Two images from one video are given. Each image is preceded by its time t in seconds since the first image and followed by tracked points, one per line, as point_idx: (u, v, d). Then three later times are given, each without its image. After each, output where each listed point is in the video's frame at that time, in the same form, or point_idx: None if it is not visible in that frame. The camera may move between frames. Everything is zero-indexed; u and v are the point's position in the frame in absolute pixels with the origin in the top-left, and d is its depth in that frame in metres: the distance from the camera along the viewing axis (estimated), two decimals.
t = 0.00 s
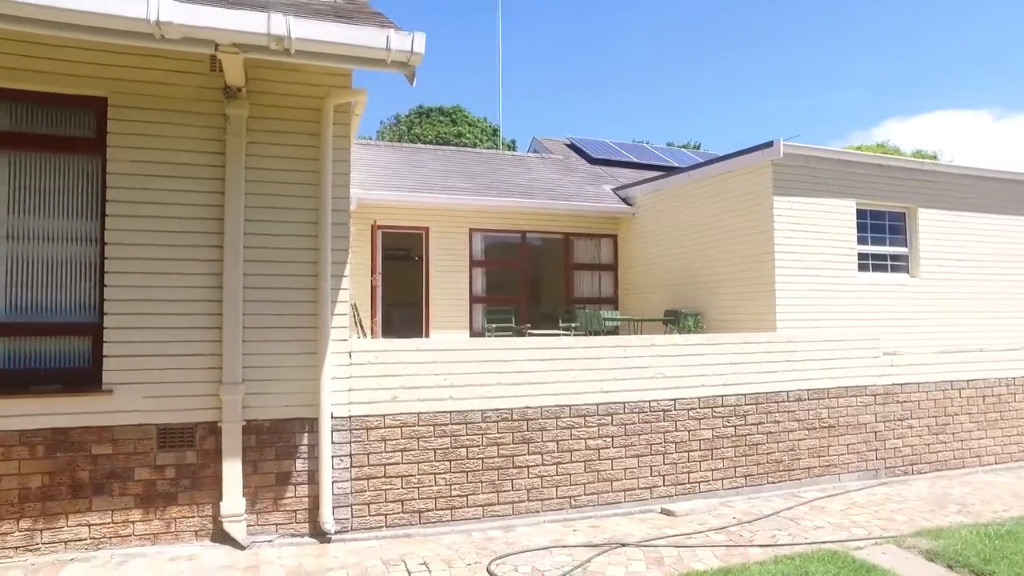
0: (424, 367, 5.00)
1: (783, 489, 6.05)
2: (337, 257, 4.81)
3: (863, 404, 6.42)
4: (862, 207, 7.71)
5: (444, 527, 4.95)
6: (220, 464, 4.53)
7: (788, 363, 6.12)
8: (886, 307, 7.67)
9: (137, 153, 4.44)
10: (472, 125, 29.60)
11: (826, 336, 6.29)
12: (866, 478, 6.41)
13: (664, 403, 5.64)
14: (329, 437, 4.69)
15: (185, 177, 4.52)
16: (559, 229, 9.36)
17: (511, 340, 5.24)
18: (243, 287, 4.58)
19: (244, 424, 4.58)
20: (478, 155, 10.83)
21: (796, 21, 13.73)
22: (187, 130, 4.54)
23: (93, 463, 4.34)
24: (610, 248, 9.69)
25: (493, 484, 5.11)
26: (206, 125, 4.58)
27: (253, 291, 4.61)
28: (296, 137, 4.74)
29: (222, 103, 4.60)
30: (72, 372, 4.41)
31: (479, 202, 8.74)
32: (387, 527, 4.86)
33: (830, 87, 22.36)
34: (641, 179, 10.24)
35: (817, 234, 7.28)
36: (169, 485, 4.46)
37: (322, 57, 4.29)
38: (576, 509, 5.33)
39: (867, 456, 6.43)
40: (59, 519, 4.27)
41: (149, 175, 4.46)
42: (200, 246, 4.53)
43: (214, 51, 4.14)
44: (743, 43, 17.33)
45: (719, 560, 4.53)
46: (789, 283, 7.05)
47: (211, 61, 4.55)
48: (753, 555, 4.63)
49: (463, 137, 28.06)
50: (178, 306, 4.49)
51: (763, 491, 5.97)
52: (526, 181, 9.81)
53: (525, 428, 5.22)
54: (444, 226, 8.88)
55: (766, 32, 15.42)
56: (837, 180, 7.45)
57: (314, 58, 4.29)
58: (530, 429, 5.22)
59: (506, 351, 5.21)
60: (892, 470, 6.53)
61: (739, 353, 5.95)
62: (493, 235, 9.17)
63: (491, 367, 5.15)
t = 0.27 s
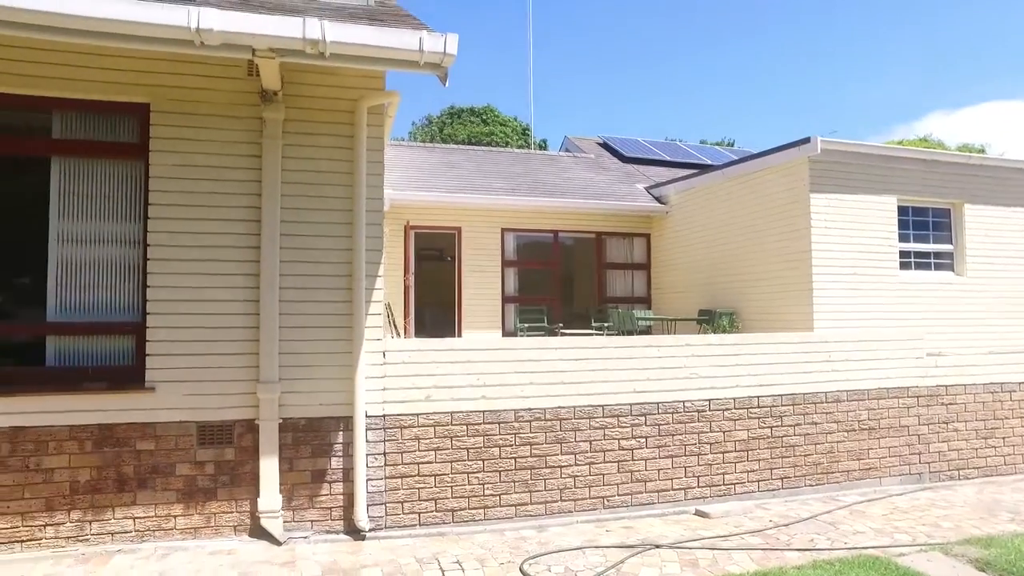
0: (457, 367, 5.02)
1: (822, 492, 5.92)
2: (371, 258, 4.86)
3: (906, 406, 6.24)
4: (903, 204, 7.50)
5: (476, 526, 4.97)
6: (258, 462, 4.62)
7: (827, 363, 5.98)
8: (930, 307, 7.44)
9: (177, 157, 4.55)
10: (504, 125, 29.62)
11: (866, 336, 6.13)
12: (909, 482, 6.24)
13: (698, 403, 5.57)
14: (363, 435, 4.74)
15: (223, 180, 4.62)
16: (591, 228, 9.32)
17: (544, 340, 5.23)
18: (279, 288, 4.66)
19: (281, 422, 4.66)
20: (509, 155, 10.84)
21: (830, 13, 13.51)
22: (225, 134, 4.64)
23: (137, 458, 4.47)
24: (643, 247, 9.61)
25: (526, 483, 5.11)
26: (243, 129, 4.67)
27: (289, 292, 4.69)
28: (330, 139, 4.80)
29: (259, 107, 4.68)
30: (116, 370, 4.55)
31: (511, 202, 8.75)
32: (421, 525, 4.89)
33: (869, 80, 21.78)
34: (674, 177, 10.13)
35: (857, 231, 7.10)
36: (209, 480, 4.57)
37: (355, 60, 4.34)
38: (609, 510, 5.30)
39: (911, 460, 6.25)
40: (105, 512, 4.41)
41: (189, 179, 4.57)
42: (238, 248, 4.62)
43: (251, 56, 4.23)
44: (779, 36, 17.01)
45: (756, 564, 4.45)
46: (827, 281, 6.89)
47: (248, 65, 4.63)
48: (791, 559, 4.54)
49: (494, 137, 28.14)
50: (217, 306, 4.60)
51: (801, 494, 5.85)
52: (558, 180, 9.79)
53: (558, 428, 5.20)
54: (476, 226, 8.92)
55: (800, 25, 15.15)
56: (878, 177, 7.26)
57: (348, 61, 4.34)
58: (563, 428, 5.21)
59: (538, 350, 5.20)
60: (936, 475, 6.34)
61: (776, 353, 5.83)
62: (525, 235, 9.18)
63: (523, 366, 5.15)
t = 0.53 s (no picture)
0: (490, 367, 5.02)
1: (862, 497, 5.78)
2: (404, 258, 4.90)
3: (951, 409, 6.06)
4: (947, 200, 7.27)
5: (509, 526, 4.97)
6: (293, 460, 4.69)
7: (867, 365, 5.84)
8: (975, 307, 7.21)
9: (215, 160, 4.65)
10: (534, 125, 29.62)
11: (908, 336, 5.97)
12: (954, 488, 6.05)
13: (734, 404, 5.48)
14: (397, 435, 4.78)
15: (259, 182, 4.70)
16: (622, 228, 9.25)
17: (577, 339, 5.20)
18: (314, 288, 4.72)
19: (315, 421, 4.73)
20: (541, 154, 10.83)
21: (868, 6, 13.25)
22: (261, 137, 4.71)
23: (178, 455, 4.58)
24: (676, 247, 9.49)
25: (559, 483, 5.10)
26: (278, 131, 4.74)
27: (324, 292, 4.75)
28: (364, 141, 4.84)
29: (294, 110, 4.74)
30: (157, 369, 4.65)
31: (543, 203, 8.75)
32: (453, 525, 4.92)
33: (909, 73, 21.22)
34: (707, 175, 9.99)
35: (897, 229, 6.91)
36: (247, 477, 4.65)
37: (388, 62, 4.38)
38: (642, 512, 5.25)
39: (956, 465, 6.06)
40: (148, 507, 4.54)
41: (227, 181, 4.66)
42: (274, 249, 4.70)
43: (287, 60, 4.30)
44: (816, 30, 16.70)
45: (793, 569, 4.37)
46: (866, 281, 6.73)
47: (283, 69, 4.69)
48: (830, 564, 4.45)
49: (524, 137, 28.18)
50: (254, 306, 4.68)
51: (840, 498, 5.72)
52: (589, 180, 9.74)
53: (591, 428, 5.18)
54: (507, 226, 8.93)
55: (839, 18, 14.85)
56: (920, 174, 7.06)
57: (381, 63, 4.39)
58: (596, 429, 5.18)
59: (571, 350, 5.18)
60: (984, 480, 6.13)
61: (814, 354, 5.71)
62: (557, 235, 9.15)
63: (556, 366, 5.13)
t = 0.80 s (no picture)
0: (524, 367, 5.02)
1: (906, 502, 5.62)
2: (439, 258, 4.93)
3: (1001, 413, 5.85)
4: (996, 196, 7.01)
5: (543, 526, 4.96)
6: (329, 458, 4.75)
7: (911, 366, 5.67)
8: None
9: (253, 163, 4.74)
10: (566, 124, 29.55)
11: (955, 337, 5.78)
12: (1005, 495, 5.84)
13: (771, 405, 5.38)
14: (431, 434, 4.81)
15: (295, 184, 4.77)
16: (656, 227, 9.17)
17: (611, 339, 5.16)
18: (349, 288, 4.77)
19: (351, 419, 4.78)
20: (573, 153, 10.81)
21: None
22: (298, 139, 4.79)
23: (218, 452, 4.67)
24: (711, 246, 9.36)
25: (593, 484, 5.07)
26: (314, 133, 4.81)
27: (359, 292, 4.80)
28: (398, 142, 4.88)
29: (329, 112, 4.80)
30: (198, 368, 4.75)
31: (575, 202, 8.72)
32: (487, 524, 4.92)
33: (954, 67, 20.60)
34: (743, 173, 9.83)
35: (943, 227, 6.70)
36: (284, 474, 4.72)
37: (422, 63, 4.41)
38: (678, 514, 5.18)
39: (1007, 470, 5.85)
40: (190, 502, 4.64)
41: (265, 183, 4.74)
42: (310, 249, 4.77)
43: (322, 64, 4.36)
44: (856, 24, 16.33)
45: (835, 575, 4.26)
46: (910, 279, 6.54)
47: (318, 72, 4.76)
48: (873, 571, 4.33)
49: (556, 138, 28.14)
50: (291, 307, 4.75)
51: (883, 503, 5.57)
52: (622, 179, 9.68)
53: (626, 429, 5.13)
54: (539, 226, 8.92)
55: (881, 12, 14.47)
56: (967, 169, 6.83)
57: (415, 65, 4.42)
58: (630, 429, 5.13)
59: (605, 350, 5.14)
60: None
61: (856, 355, 5.57)
62: (589, 235, 9.11)
63: (590, 366, 5.11)
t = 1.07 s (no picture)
0: (558, 366, 5.00)
1: (953, 507, 5.45)
2: (473, 257, 4.93)
3: None
4: None
5: (577, 526, 4.93)
6: (365, 456, 4.79)
7: (959, 367, 5.50)
8: None
9: (289, 164, 4.80)
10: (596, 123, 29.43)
11: (1005, 338, 5.59)
12: None
13: (811, 406, 5.26)
14: (465, 433, 4.82)
15: (330, 184, 4.82)
16: (689, 226, 9.06)
17: (646, 339, 5.11)
18: (384, 288, 4.81)
19: (386, 418, 4.81)
20: (606, 151, 10.75)
21: None
22: (333, 141, 4.84)
23: (256, 449, 4.75)
24: (746, 244, 9.23)
25: (628, 485, 5.02)
26: (349, 134, 4.85)
27: (394, 291, 4.83)
28: (432, 142, 4.90)
29: (364, 114, 4.84)
30: (237, 366, 4.83)
31: (608, 201, 8.67)
32: (521, 523, 4.92)
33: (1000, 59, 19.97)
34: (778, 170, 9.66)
35: (991, 223, 6.47)
36: (321, 472, 4.78)
37: (456, 63, 4.42)
38: (715, 515, 5.11)
39: None
40: (230, 497, 4.73)
41: (301, 185, 4.80)
42: (345, 249, 4.81)
43: (357, 65, 4.39)
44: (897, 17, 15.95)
45: None
46: (957, 277, 6.32)
47: (352, 74, 4.80)
48: None
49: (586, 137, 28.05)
50: (327, 307, 4.80)
51: (929, 508, 5.41)
52: (655, 177, 9.59)
53: (661, 429, 5.08)
54: (571, 225, 8.89)
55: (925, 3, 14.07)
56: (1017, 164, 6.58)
57: (449, 65, 4.43)
58: (666, 429, 5.08)
59: (639, 349, 5.09)
60: None
61: (900, 355, 5.42)
62: (622, 233, 9.05)
63: (625, 366, 5.06)
